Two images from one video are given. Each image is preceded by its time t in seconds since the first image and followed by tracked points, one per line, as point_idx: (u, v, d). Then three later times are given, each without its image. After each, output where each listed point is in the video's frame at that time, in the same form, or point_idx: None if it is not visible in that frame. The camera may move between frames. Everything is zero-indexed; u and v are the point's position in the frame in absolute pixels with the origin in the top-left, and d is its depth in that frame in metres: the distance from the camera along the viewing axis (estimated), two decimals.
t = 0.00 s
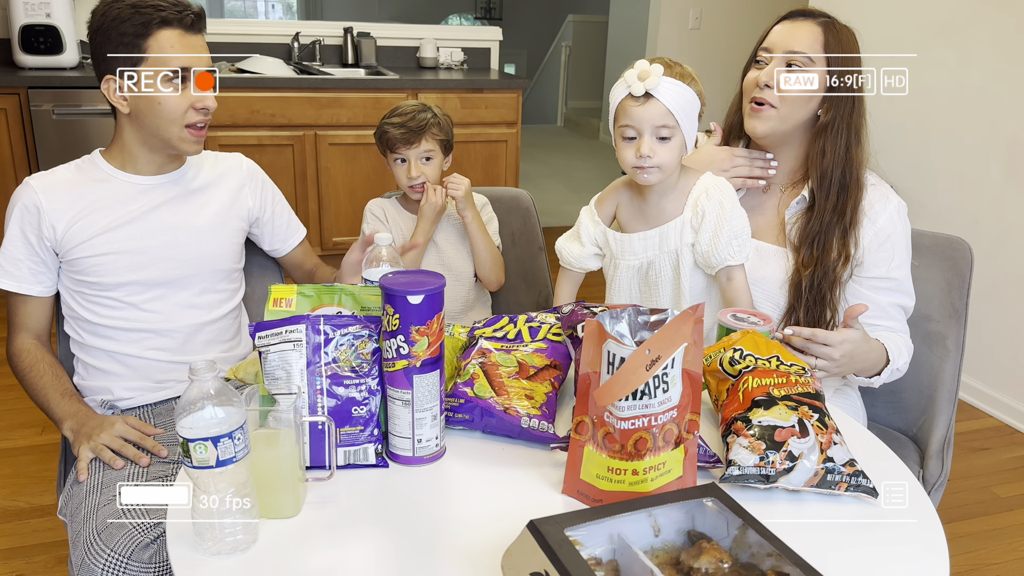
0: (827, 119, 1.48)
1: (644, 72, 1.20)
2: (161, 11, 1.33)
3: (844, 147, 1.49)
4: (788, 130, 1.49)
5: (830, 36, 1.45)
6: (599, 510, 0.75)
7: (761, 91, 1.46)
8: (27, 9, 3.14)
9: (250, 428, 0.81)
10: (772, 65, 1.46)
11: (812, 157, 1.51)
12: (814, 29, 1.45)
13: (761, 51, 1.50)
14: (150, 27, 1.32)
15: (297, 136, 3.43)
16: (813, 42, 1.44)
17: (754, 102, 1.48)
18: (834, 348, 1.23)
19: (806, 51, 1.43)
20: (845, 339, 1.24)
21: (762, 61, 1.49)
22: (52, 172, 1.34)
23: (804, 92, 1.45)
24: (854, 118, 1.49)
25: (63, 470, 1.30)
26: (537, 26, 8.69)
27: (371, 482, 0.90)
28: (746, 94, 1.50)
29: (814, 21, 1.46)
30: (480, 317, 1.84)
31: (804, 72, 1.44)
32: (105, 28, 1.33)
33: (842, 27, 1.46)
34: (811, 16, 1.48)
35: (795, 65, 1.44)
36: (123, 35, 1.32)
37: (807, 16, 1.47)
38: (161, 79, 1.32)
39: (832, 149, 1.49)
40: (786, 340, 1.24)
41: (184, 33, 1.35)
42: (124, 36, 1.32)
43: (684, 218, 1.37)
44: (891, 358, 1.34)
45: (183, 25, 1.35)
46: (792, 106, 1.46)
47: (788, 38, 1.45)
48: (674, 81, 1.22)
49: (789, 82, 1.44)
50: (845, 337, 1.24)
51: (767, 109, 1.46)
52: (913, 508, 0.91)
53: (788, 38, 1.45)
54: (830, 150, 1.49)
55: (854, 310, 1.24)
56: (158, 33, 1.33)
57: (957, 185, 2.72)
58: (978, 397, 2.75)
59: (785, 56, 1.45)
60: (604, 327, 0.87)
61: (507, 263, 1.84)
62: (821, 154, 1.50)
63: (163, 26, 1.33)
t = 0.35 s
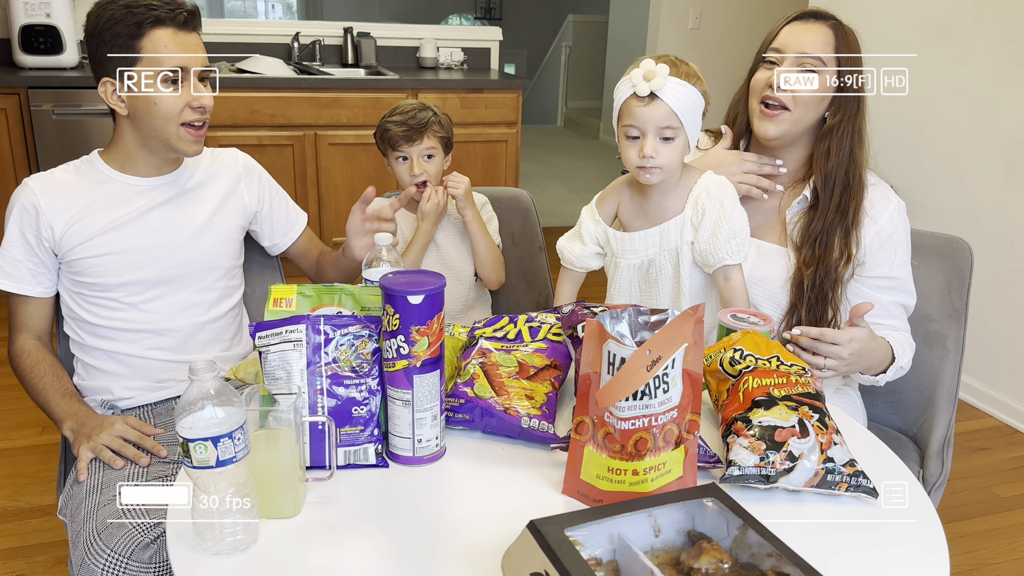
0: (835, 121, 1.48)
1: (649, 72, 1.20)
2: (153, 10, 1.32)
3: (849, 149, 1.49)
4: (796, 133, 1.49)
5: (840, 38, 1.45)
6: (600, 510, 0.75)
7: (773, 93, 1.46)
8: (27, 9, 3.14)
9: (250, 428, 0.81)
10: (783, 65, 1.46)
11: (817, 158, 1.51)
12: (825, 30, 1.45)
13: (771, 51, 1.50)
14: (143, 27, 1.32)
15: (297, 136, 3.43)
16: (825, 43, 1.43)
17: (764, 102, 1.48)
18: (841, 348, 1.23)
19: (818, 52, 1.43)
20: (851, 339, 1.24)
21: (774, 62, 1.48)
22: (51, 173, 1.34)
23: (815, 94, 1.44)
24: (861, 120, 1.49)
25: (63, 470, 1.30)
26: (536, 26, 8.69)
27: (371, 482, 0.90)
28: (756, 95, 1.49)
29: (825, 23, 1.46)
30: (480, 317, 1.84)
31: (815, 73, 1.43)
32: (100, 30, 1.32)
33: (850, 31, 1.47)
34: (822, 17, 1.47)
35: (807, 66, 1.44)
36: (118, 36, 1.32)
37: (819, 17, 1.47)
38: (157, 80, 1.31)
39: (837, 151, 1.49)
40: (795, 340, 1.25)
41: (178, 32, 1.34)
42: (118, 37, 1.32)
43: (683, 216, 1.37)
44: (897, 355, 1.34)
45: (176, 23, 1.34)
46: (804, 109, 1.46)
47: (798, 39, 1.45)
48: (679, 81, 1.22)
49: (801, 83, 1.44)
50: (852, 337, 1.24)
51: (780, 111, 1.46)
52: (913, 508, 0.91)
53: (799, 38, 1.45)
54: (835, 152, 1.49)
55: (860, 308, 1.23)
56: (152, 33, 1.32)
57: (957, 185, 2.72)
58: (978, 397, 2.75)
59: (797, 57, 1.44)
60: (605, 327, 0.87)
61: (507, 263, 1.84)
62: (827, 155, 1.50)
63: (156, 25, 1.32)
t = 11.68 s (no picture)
0: (812, 128, 1.45)
1: (597, 62, 1.17)
2: None
3: (817, 157, 1.46)
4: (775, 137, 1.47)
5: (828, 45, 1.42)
6: (576, 531, 0.72)
7: (752, 95, 1.43)
8: (27, 9, 3.12)
9: (212, 447, 0.79)
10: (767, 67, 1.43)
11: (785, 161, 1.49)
12: (813, 34, 1.41)
13: (756, 50, 1.46)
14: (211, 4, 1.23)
15: (297, 136, 3.40)
16: (810, 47, 1.40)
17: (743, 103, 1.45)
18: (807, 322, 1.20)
19: (803, 59, 1.40)
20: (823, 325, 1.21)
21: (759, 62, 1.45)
22: (87, 172, 1.26)
23: (793, 100, 1.42)
24: (836, 128, 1.46)
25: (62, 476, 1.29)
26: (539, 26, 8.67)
27: (342, 500, 0.88)
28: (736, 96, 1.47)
29: (814, 26, 1.42)
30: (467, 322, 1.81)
31: (798, 80, 1.41)
32: (159, 4, 1.25)
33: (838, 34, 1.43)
34: (811, 20, 1.43)
35: (790, 73, 1.41)
36: (152, 18, 1.26)
37: (808, 20, 1.43)
38: (221, 63, 1.26)
39: (806, 157, 1.46)
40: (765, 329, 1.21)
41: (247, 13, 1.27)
42: (181, 12, 1.23)
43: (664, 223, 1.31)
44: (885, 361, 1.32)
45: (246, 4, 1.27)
46: (781, 114, 1.43)
47: (785, 40, 1.41)
48: (631, 67, 1.18)
49: (782, 87, 1.41)
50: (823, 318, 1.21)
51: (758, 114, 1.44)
52: (906, 520, 0.88)
53: (786, 41, 1.41)
54: (803, 157, 1.46)
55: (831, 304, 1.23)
56: (219, 11, 1.24)
57: (957, 184, 2.69)
58: (978, 396, 2.71)
59: (781, 61, 1.41)
60: (582, 337, 0.85)
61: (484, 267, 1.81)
62: (794, 161, 1.47)
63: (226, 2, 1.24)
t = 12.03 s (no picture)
0: (802, 115, 1.45)
1: (566, 82, 1.17)
2: None
3: (812, 144, 1.46)
4: (767, 128, 1.48)
5: (813, 31, 1.44)
6: (577, 531, 0.72)
7: (743, 84, 1.45)
8: (27, 9, 3.12)
9: (212, 447, 0.79)
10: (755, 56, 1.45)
11: (780, 151, 1.49)
12: (798, 22, 1.44)
13: (744, 43, 1.49)
14: (210, 3, 1.23)
15: (297, 136, 3.40)
16: (796, 34, 1.42)
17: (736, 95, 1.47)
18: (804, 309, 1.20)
19: (791, 45, 1.42)
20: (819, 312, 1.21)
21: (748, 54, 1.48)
22: (87, 171, 1.27)
23: (783, 87, 1.43)
24: (828, 116, 1.46)
25: (62, 475, 1.29)
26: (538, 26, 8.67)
27: (342, 500, 0.88)
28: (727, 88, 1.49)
29: (798, 15, 1.45)
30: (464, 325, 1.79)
31: (788, 66, 1.43)
32: (159, 3, 1.25)
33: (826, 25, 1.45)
34: (795, 10, 1.46)
35: (777, 59, 1.43)
36: (150, 18, 1.26)
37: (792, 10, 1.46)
38: (220, 62, 1.26)
39: (799, 144, 1.46)
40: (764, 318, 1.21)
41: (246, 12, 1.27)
42: (181, 11, 1.23)
43: (664, 223, 1.31)
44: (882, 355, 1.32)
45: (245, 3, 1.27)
46: (772, 103, 1.45)
47: (771, 30, 1.43)
48: (600, 83, 1.16)
49: (771, 74, 1.43)
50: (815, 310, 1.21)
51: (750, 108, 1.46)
52: (905, 520, 0.88)
53: (772, 30, 1.44)
54: (797, 145, 1.46)
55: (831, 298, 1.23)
56: (219, 10, 1.23)
57: (957, 184, 2.69)
58: (978, 397, 2.71)
59: (768, 49, 1.43)
60: (582, 337, 0.85)
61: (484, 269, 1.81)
62: (788, 148, 1.47)
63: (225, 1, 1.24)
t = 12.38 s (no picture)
0: (792, 117, 1.45)
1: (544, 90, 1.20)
2: None
3: (802, 148, 1.46)
4: (755, 128, 1.49)
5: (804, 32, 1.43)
6: (577, 531, 0.72)
7: (729, 83, 1.46)
8: (27, 9, 3.12)
9: (212, 447, 0.79)
10: (744, 57, 1.45)
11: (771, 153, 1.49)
12: (789, 23, 1.43)
13: (734, 43, 1.49)
14: (216, 7, 1.23)
15: (297, 136, 3.40)
16: (786, 35, 1.42)
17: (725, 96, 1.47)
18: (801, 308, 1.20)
19: (779, 46, 1.42)
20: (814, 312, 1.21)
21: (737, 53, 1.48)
22: (88, 170, 1.27)
23: (770, 87, 1.43)
24: (819, 118, 1.46)
25: (61, 475, 1.29)
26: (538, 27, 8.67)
27: (342, 500, 0.88)
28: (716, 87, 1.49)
29: (787, 16, 1.44)
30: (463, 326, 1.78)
31: (776, 67, 1.43)
32: (165, 5, 1.24)
33: (817, 25, 1.45)
34: (785, 11, 1.46)
35: (766, 60, 1.43)
36: (155, 20, 1.26)
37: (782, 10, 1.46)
38: (226, 66, 1.26)
39: (790, 147, 1.46)
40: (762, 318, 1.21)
41: (252, 15, 1.28)
42: (187, 14, 1.23)
43: (661, 225, 1.31)
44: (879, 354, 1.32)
45: (251, 6, 1.27)
46: (760, 103, 1.44)
47: (761, 31, 1.43)
48: (575, 92, 1.18)
49: (758, 74, 1.43)
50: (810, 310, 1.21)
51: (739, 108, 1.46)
52: (905, 520, 0.88)
53: (762, 31, 1.43)
54: (787, 148, 1.46)
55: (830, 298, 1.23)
56: (225, 13, 1.24)
57: (957, 185, 2.69)
58: (978, 397, 2.71)
59: (756, 49, 1.43)
60: (582, 337, 0.85)
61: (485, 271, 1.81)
62: (779, 152, 1.47)
63: (231, 5, 1.24)
